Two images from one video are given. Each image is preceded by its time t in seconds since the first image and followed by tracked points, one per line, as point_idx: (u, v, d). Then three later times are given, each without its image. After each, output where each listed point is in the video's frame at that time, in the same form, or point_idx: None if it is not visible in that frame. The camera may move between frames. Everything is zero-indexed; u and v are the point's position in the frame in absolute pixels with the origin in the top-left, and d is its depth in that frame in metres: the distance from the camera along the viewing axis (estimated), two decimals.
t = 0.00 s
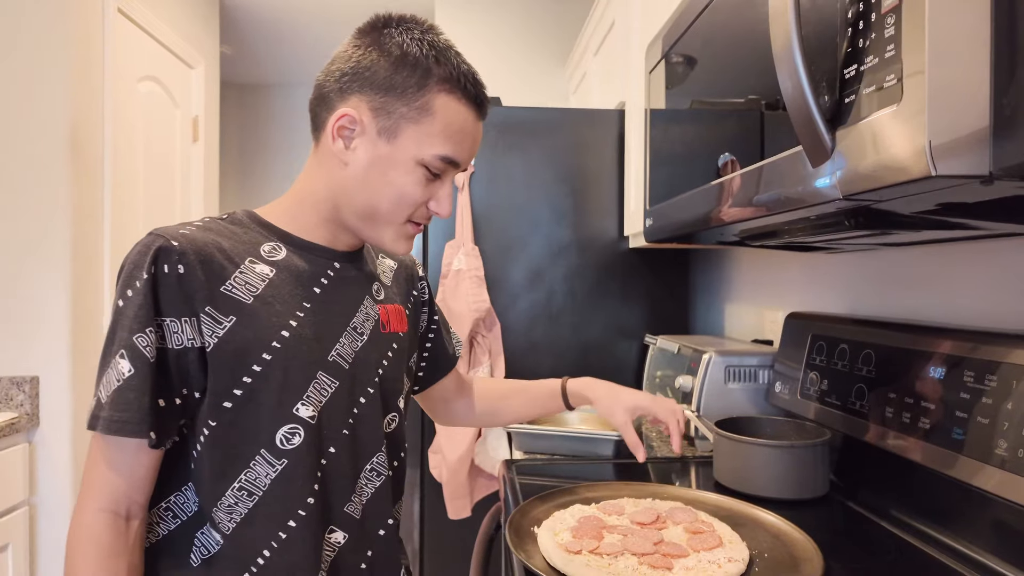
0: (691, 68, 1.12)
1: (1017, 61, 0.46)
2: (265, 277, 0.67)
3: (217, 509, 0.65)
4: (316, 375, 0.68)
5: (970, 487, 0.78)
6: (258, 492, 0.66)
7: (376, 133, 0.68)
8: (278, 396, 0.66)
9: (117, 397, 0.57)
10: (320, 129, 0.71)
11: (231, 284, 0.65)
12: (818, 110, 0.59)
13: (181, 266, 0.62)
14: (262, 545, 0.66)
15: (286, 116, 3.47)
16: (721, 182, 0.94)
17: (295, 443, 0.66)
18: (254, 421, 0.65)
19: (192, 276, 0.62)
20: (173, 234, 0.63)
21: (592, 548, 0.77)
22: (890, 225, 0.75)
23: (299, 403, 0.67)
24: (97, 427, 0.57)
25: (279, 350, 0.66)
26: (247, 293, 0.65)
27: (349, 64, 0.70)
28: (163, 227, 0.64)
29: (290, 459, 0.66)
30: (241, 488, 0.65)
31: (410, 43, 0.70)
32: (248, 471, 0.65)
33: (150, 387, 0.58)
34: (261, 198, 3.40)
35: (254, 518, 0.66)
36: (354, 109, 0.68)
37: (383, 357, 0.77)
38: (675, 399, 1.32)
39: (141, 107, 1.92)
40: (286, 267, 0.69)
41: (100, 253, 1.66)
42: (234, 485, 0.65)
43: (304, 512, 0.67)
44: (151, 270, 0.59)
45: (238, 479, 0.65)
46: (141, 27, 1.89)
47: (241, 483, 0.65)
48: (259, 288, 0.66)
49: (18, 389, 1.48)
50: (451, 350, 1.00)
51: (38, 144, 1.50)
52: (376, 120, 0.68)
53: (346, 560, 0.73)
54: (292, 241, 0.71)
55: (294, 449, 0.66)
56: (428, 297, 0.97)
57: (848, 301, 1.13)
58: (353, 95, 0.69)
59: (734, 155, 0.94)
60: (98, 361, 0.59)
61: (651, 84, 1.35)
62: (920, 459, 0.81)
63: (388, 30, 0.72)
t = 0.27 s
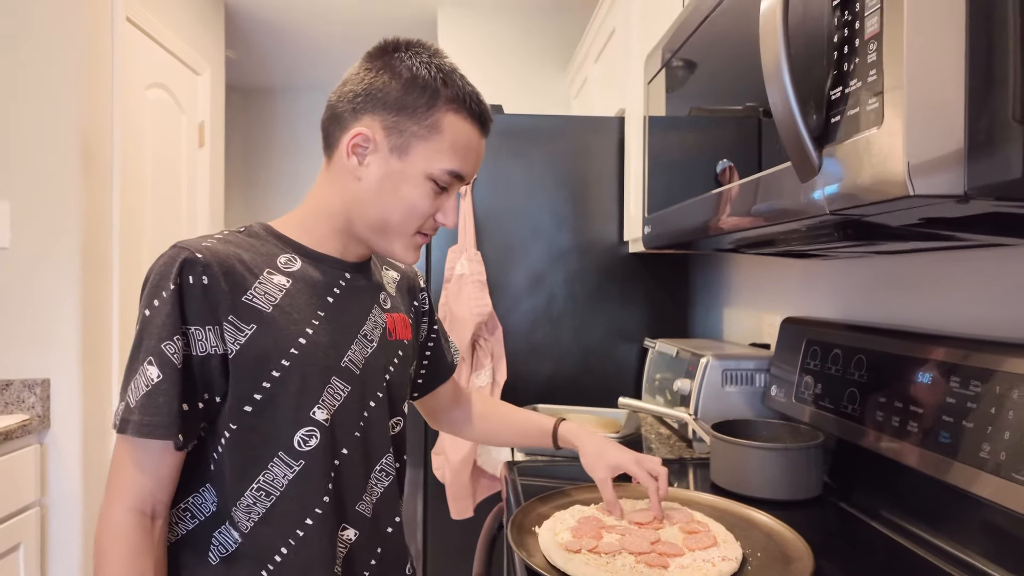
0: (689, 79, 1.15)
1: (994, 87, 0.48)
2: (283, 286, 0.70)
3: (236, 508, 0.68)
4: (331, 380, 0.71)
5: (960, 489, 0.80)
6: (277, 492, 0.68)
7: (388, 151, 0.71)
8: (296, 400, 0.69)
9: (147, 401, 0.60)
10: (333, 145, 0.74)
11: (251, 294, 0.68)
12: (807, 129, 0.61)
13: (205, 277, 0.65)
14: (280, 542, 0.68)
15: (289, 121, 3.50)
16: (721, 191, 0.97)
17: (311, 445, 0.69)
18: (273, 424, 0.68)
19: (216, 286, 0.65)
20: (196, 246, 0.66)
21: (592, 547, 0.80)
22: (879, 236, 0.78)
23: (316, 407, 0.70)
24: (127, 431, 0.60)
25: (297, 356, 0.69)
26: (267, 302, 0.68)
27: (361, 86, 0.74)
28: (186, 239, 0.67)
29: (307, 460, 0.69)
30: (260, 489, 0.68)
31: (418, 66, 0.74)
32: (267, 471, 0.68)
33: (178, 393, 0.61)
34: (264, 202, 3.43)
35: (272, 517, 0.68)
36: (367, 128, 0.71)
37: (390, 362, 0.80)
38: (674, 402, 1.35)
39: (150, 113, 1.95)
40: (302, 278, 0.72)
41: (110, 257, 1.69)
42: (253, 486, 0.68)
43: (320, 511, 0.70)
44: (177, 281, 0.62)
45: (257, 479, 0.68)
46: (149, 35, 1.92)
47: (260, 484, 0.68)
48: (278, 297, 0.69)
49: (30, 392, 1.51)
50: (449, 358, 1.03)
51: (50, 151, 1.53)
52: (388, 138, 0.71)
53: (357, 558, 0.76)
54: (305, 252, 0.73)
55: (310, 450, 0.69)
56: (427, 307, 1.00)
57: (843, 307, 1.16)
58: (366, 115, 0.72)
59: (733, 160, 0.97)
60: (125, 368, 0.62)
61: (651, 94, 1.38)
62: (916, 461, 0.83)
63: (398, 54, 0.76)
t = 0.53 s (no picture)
0: (687, 86, 1.16)
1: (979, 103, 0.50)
2: (288, 293, 0.72)
3: (244, 510, 0.69)
4: (335, 384, 0.73)
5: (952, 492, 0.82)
6: (283, 493, 0.70)
7: (389, 161, 0.73)
8: (302, 404, 0.70)
9: (157, 406, 0.62)
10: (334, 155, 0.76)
11: (257, 301, 0.69)
12: (798, 140, 0.63)
13: (213, 285, 0.66)
14: (286, 543, 0.70)
15: (291, 123, 3.51)
16: (720, 197, 0.98)
17: (317, 446, 0.71)
18: (279, 427, 0.70)
19: (223, 294, 0.67)
20: (203, 255, 0.67)
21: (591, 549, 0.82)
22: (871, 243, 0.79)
23: (321, 410, 0.71)
24: (138, 435, 0.61)
25: (302, 361, 0.71)
26: (272, 308, 0.70)
27: (362, 98, 0.75)
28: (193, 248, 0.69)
29: (313, 461, 0.71)
30: (267, 490, 0.70)
31: (418, 79, 0.76)
32: (274, 473, 0.70)
33: (188, 398, 0.63)
34: (266, 204, 3.44)
35: (279, 518, 0.70)
36: (369, 139, 0.73)
37: (392, 366, 0.82)
38: (672, 404, 1.36)
39: (153, 117, 1.96)
40: (306, 284, 0.74)
41: (114, 260, 1.71)
42: (261, 488, 0.69)
43: (326, 511, 0.71)
44: (186, 290, 0.64)
45: (264, 481, 0.70)
46: (152, 39, 1.93)
47: (267, 485, 0.70)
48: (283, 303, 0.71)
49: (36, 394, 1.53)
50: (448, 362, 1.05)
51: (55, 155, 1.55)
52: (389, 149, 0.73)
53: (361, 557, 0.78)
54: (309, 260, 0.75)
55: (316, 452, 0.71)
56: (425, 313, 1.01)
57: (839, 311, 1.18)
58: (367, 126, 0.74)
59: (732, 164, 0.98)
60: (135, 374, 0.63)
61: (649, 99, 1.39)
62: (911, 465, 0.84)
63: (397, 67, 0.77)
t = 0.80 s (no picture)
0: (689, 83, 1.15)
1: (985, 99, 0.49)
2: (287, 292, 0.71)
3: (244, 509, 0.69)
4: (335, 383, 0.72)
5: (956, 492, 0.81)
6: (283, 493, 0.70)
7: (390, 160, 0.72)
8: (302, 404, 0.70)
9: (157, 407, 0.61)
10: (335, 154, 0.75)
11: (257, 301, 0.69)
12: (802, 137, 0.62)
13: (212, 285, 0.66)
14: (287, 543, 0.70)
15: (291, 122, 3.51)
16: (722, 195, 0.97)
17: (317, 446, 0.71)
18: (279, 427, 0.69)
19: (222, 294, 0.66)
20: (202, 255, 0.67)
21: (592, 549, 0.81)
22: (875, 242, 0.78)
23: (321, 409, 0.71)
24: (138, 436, 0.61)
25: (302, 360, 0.70)
26: (271, 308, 0.70)
27: (363, 96, 0.75)
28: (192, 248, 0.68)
29: (313, 461, 0.70)
30: (266, 490, 0.69)
31: (420, 77, 0.75)
32: (274, 473, 0.69)
33: (187, 398, 0.63)
34: (266, 203, 3.44)
35: (279, 518, 0.70)
36: (370, 138, 0.72)
37: (391, 365, 0.81)
38: (674, 404, 1.36)
39: (153, 116, 1.96)
40: (305, 283, 0.73)
41: (114, 259, 1.71)
42: (260, 488, 0.69)
43: (326, 511, 0.71)
44: (184, 290, 0.64)
45: (264, 481, 0.69)
46: (152, 38, 1.93)
47: (267, 485, 0.69)
48: (282, 303, 0.70)
49: (36, 393, 1.52)
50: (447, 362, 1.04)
51: (55, 154, 1.54)
52: (390, 148, 0.72)
53: (361, 557, 0.77)
54: (308, 259, 0.75)
55: (316, 452, 0.70)
56: (425, 311, 1.01)
57: (841, 310, 1.17)
58: (368, 125, 0.73)
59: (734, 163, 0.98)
60: (134, 374, 0.63)
61: (651, 97, 1.39)
62: (913, 465, 0.84)
63: (399, 65, 0.77)
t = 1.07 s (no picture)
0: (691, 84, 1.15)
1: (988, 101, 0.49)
2: (291, 293, 0.71)
3: (248, 509, 0.69)
4: (338, 384, 0.73)
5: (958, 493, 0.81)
6: (287, 493, 0.70)
7: (394, 163, 0.72)
8: (306, 404, 0.70)
9: (161, 408, 0.62)
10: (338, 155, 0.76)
11: (261, 302, 0.69)
12: (805, 138, 0.62)
13: (216, 286, 0.66)
14: (290, 543, 0.70)
15: (292, 122, 3.51)
16: (723, 197, 0.97)
17: (320, 447, 0.71)
18: (283, 428, 0.70)
19: (226, 296, 0.67)
20: (206, 256, 0.67)
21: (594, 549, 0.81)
22: (877, 243, 0.79)
23: (325, 410, 0.71)
24: (142, 437, 0.61)
25: (305, 361, 0.70)
26: (275, 309, 0.70)
27: (368, 99, 0.75)
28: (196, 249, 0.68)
29: (317, 462, 0.70)
30: (271, 490, 0.69)
31: (424, 81, 0.75)
32: (278, 473, 0.69)
33: (192, 399, 0.63)
34: (267, 203, 3.44)
35: (283, 518, 0.70)
36: (374, 141, 0.72)
37: (394, 366, 0.81)
38: (675, 404, 1.36)
39: (155, 116, 1.96)
40: (309, 285, 0.73)
41: (116, 259, 1.71)
42: (264, 488, 0.69)
43: (329, 511, 0.71)
44: (189, 291, 0.64)
45: (268, 481, 0.69)
46: (154, 38, 1.93)
47: (271, 486, 0.69)
48: (286, 304, 0.71)
49: (38, 393, 1.53)
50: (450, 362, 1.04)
51: (57, 155, 1.54)
52: (394, 151, 0.72)
53: (364, 557, 0.77)
54: (311, 260, 0.75)
55: (320, 453, 0.71)
56: (428, 311, 1.01)
57: (843, 311, 1.17)
58: (372, 127, 0.73)
59: (735, 164, 0.98)
60: (139, 375, 0.63)
61: (652, 98, 1.39)
62: (915, 465, 0.84)
63: (404, 68, 0.77)
